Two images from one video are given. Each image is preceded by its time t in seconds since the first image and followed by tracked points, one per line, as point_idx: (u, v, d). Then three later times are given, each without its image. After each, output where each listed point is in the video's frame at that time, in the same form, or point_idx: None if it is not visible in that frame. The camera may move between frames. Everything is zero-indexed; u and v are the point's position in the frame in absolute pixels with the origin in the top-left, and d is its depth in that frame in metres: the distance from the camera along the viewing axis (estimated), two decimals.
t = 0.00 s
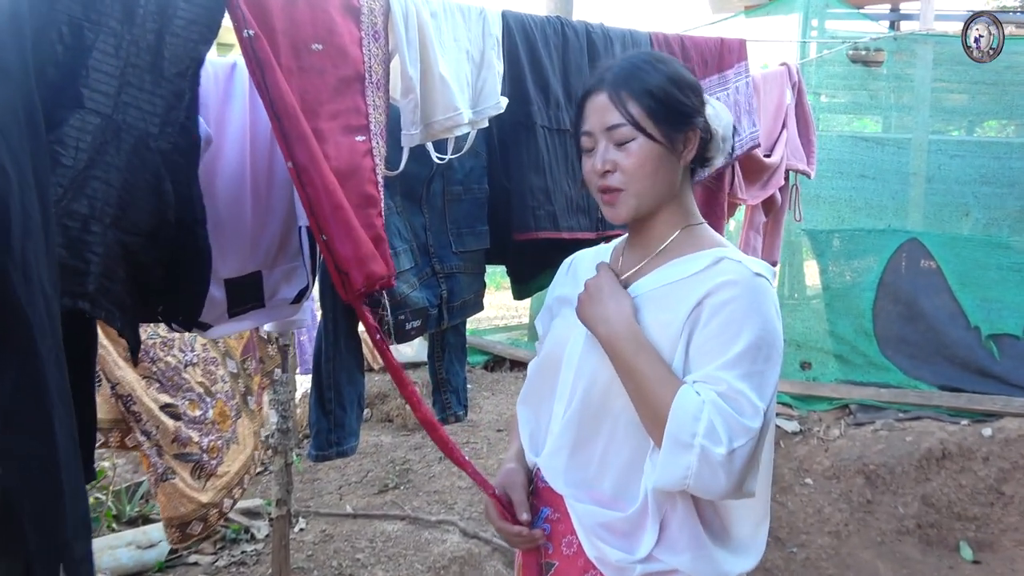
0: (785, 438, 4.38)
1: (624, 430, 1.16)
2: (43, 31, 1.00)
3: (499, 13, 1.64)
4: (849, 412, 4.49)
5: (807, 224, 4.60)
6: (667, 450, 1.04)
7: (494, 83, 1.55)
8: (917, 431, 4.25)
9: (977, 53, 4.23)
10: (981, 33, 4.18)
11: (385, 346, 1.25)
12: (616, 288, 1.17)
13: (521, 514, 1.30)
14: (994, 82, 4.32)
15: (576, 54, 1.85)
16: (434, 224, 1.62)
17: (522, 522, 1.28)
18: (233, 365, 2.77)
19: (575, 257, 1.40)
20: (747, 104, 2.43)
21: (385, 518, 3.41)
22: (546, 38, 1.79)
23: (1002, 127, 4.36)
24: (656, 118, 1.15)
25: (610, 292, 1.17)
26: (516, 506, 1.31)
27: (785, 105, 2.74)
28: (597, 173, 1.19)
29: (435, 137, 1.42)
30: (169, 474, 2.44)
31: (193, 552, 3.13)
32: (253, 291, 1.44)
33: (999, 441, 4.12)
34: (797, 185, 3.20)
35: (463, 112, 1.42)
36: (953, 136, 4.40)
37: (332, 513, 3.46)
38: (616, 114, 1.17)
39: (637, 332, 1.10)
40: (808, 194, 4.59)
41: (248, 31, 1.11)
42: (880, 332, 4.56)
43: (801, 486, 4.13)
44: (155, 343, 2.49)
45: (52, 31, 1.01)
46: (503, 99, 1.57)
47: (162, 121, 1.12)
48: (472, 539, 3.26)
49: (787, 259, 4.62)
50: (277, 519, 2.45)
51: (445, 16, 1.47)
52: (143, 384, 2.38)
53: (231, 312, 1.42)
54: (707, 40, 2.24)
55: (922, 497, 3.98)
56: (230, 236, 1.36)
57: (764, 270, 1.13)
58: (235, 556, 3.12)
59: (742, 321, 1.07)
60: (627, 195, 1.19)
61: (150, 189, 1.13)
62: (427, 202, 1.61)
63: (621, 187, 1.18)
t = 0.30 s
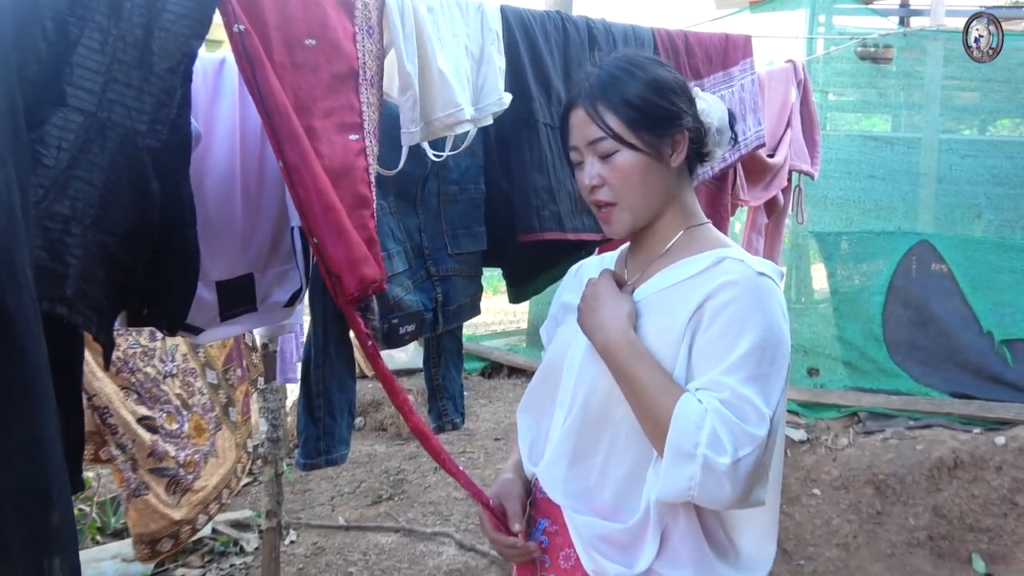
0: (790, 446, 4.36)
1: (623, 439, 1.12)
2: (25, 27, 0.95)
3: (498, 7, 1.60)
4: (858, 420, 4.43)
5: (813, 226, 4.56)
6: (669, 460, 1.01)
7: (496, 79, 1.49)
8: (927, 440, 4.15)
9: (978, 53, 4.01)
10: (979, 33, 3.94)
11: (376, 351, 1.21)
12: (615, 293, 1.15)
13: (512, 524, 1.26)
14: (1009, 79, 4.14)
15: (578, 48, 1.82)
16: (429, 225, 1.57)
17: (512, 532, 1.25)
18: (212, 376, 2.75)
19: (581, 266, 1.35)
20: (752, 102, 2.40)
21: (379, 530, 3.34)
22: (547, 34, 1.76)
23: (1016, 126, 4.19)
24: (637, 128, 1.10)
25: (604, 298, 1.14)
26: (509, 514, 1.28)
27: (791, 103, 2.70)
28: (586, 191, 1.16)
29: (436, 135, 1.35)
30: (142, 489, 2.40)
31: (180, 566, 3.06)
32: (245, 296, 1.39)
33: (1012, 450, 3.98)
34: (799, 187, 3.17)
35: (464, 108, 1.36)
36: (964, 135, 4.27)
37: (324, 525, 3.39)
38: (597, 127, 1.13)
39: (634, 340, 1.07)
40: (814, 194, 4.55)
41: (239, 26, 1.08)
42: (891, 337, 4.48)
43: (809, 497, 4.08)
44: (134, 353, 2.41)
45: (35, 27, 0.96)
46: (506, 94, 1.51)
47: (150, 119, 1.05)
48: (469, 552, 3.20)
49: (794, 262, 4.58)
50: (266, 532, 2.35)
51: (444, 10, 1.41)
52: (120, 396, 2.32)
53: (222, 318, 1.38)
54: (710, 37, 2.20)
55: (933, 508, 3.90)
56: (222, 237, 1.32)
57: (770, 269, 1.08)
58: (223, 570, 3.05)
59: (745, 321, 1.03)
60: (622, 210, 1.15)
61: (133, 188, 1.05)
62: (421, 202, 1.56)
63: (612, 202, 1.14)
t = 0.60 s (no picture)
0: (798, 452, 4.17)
1: (624, 444, 1.09)
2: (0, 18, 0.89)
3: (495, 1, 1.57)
4: (868, 426, 4.31)
5: (823, 225, 4.43)
6: (664, 465, 0.98)
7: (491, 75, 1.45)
8: (938, 446, 4.03)
9: (977, 53, 4.11)
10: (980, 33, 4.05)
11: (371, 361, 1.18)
12: (612, 296, 1.12)
13: (509, 534, 1.22)
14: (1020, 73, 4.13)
15: (577, 42, 1.80)
16: (427, 225, 1.54)
17: (509, 543, 1.21)
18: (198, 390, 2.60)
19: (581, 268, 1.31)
20: (760, 99, 2.35)
21: (374, 541, 3.28)
22: (545, 28, 1.73)
23: None
24: (632, 125, 1.07)
25: (601, 301, 1.11)
26: (507, 523, 1.23)
27: (798, 100, 2.67)
28: (579, 187, 1.13)
29: (428, 133, 1.32)
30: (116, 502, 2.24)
31: None
32: (237, 299, 1.34)
33: None
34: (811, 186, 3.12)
35: (458, 105, 1.33)
36: (977, 132, 4.22)
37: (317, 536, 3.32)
38: (592, 124, 1.09)
39: (628, 342, 1.04)
40: (823, 193, 4.42)
41: (225, 20, 1.03)
42: (900, 339, 4.41)
43: (817, 505, 3.84)
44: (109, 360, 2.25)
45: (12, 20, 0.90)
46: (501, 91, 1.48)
47: (137, 117, 1.00)
48: (466, 563, 3.13)
49: (802, 263, 4.42)
50: (256, 543, 2.30)
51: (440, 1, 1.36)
52: (94, 405, 2.17)
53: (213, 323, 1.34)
54: (716, 32, 2.17)
55: (945, 516, 3.67)
56: (213, 240, 1.27)
57: (772, 265, 1.05)
58: None
59: (743, 320, 0.99)
60: (615, 208, 1.12)
61: (119, 189, 0.99)
62: (418, 203, 1.52)
63: (607, 199, 1.11)
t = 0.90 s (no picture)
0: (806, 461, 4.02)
1: (625, 452, 1.04)
2: None
3: None
4: (878, 433, 4.12)
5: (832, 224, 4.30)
6: (662, 472, 0.95)
7: (493, 71, 1.41)
8: (951, 454, 3.79)
9: (976, 53, 3.68)
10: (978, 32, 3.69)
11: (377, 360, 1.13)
12: (609, 299, 1.07)
13: (508, 550, 1.18)
14: None
15: (578, 37, 1.76)
16: (427, 225, 1.50)
17: (511, 557, 1.17)
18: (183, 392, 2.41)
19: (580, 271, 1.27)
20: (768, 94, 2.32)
21: (369, 553, 3.20)
22: (545, 22, 1.69)
23: None
24: (648, 113, 1.03)
25: (599, 305, 1.06)
26: (506, 537, 1.19)
27: (809, 95, 2.62)
28: (585, 173, 1.08)
29: (428, 130, 1.27)
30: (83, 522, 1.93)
31: None
32: (230, 301, 1.30)
33: None
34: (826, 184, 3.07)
35: (459, 100, 1.27)
36: (993, 129, 4.02)
37: (308, 549, 3.23)
38: (605, 109, 1.06)
39: (629, 347, 1.00)
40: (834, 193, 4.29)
41: (214, 13, 0.98)
42: (912, 343, 4.21)
43: (826, 515, 3.64)
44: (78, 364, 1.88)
45: None
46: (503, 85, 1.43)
47: (127, 114, 0.92)
48: None
49: (811, 265, 4.32)
50: (246, 554, 2.27)
51: None
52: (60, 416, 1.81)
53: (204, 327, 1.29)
54: (722, 27, 2.14)
55: (958, 525, 3.40)
56: (203, 239, 1.23)
57: (778, 267, 1.00)
58: None
59: (746, 323, 0.95)
60: (620, 194, 1.07)
61: (114, 189, 0.92)
62: (416, 203, 1.49)
63: (615, 186, 1.06)
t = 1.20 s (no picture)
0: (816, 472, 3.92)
1: (625, 464, 1.00)
2: None
3: None
4: (891, 445, 4.03)
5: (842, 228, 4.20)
6: (664, 487, 0.90)
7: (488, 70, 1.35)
8: (966, 467, 3.70)
9: (976, 53, 3.65)
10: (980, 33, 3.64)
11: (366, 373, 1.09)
12: (609, 304, 1.03)
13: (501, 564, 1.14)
14: None
15: (578, 35, 1.72)
16: (421, 228, 1.46)
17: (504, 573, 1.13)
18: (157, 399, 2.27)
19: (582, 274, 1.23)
20: (775, 94, 2.28)
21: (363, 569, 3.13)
22: (544, 18, 1.66)
23: None
24: (675, 107, 1.00)
25: (600, 311, 1.02)
26: (500, 550, 1.15)
27: (818, 95, 2.58)
28: (598, 160, 1.04)
29: (419, 131, 1.23)
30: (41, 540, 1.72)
31: None
32: (216, 311, 1.23)
33: None
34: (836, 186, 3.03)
35: (452, 101, 1.23)
36: (1009, 129, 3.93)
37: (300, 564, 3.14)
38: (629, 96, 1.02)
39: (629, 356, 0.96)
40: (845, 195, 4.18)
41: (196, 11, 0.93)
42: (925, 352, 4.07)
43: (837, 529, 3.61)
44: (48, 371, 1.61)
45: None
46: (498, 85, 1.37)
47: (107, 114, 0.88)
48: None
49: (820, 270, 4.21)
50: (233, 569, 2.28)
51: None
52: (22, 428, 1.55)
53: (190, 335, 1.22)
54: (729, 24, 2.10)
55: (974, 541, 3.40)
56: (189, 243, 1.16)
57: (782, 270, 0.96)
58: None
59: (749, 330, 0.91)
60: (632, 190, 1.03)
61: (90, 194, 0.88)
62: (411, 205, 1.45)
63: (628, 178, 1.02)
